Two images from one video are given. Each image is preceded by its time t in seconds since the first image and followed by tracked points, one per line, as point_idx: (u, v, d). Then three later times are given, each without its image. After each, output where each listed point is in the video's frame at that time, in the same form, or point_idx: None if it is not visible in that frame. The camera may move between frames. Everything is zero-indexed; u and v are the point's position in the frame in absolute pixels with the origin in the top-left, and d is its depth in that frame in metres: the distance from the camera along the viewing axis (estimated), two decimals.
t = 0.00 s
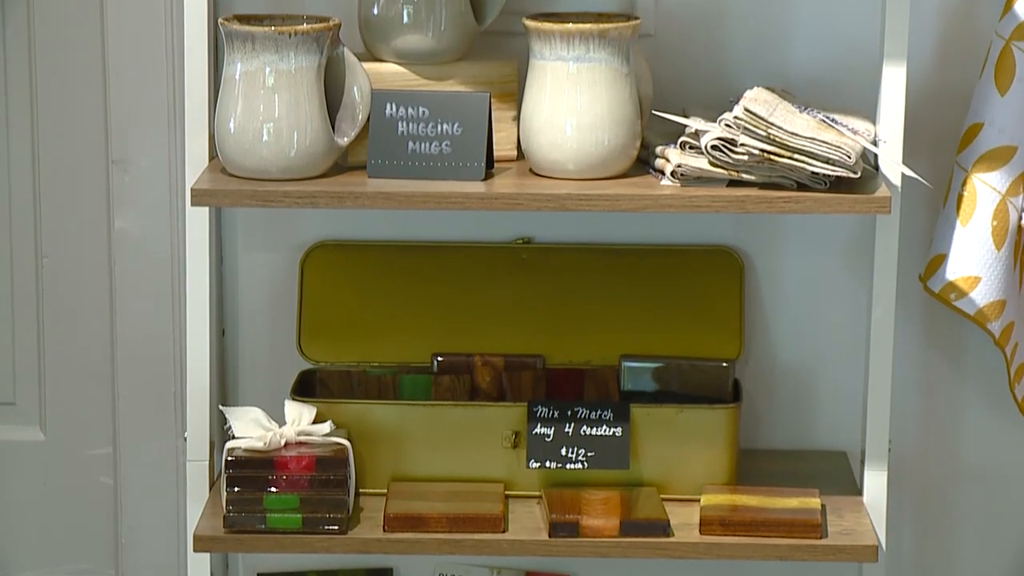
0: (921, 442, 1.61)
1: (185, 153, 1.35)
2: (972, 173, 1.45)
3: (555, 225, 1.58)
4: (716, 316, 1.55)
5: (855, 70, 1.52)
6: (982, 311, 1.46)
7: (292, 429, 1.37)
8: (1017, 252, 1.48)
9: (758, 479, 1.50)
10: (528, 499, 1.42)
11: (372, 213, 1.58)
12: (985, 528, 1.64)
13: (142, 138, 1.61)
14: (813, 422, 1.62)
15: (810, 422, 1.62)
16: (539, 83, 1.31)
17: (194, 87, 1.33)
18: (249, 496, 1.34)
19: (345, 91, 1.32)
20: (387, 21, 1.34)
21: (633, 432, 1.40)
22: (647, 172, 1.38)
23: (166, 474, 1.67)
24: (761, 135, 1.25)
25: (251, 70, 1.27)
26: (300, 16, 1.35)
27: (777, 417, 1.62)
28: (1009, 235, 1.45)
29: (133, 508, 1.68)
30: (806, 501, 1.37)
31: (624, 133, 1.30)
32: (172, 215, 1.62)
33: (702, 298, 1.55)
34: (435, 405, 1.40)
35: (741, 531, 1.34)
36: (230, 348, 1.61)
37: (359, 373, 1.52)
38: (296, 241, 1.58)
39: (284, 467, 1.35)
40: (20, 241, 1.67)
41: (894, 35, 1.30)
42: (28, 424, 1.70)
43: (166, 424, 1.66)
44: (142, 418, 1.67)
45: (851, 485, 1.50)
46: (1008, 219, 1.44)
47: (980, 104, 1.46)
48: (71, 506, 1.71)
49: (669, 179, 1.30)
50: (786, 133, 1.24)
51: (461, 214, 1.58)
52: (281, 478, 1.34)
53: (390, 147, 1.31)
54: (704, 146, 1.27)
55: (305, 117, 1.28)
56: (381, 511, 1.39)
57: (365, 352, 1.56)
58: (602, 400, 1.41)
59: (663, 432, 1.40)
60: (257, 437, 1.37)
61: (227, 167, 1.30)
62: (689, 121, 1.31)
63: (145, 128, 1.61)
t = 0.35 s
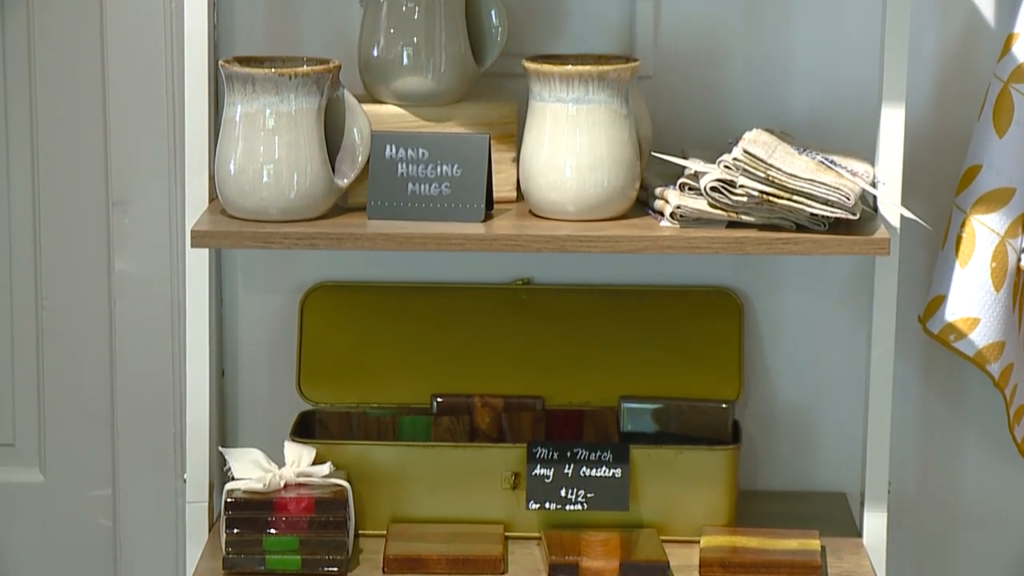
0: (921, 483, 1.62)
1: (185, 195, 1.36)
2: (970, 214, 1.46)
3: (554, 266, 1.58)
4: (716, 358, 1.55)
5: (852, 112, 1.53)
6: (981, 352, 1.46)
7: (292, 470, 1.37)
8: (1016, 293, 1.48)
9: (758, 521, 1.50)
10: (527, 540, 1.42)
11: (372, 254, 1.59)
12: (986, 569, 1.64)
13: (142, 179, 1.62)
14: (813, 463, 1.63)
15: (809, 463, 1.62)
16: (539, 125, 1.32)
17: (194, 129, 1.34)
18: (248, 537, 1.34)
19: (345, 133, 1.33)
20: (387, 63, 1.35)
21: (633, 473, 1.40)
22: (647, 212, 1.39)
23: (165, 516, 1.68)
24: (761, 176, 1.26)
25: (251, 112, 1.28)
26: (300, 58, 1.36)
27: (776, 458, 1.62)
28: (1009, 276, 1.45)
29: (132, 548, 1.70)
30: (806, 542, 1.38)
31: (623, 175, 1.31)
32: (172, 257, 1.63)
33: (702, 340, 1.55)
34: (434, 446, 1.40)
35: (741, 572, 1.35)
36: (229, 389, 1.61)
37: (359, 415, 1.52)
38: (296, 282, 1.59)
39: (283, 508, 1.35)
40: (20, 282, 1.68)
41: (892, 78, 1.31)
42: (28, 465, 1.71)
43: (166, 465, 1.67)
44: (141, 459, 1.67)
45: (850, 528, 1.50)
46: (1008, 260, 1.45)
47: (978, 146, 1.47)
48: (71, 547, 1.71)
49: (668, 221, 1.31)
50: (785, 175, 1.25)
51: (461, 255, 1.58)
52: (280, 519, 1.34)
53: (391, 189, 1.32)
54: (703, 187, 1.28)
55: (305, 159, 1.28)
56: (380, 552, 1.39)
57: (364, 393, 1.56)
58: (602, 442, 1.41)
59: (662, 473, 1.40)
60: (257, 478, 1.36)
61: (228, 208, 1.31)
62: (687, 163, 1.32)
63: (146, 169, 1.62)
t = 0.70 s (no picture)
0: (921, 522, 1.62)
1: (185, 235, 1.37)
2: (969, 254, 1.46)
3: (554, 306, 1.59)
4: (715, 398, 1.56)
5: (850, 153, 1.54)
6: (980, 393, 1.46)
7: (291, 510, 1.36)
8: (1015, 333, 1.48)
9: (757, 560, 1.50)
10: None
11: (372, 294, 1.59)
12: None
13: (142, 219, 1.63)
14: (812, 504, 1.62)
15: (808, 503, 1.62)
16: (538, 165, 1.33)
17: (195, 170, 1.35)
18: None
19: (345, 173, 1.33)
20: (387, 102, 1.36)
21: (633, 512, 1.40)
22: (646, 251, 1.39)
23: (164, 555, 1.69)
24: (759, 217, 1.27)
25: (251, 152, 1.29)
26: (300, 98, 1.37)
27: (776, 499, 1.62)
28: (1007, 316, 1.46)
29: None
30: None
31: (622, 215, 1.32)
32: (172, 297, 1.63)
33: (702, 380, 1.56)
34: (435, 486, 1.40)
35: None
36: (229, 429, 1.61)
37: (359, 454, 1.52)
38: (296, 322, 1.59)
39: (282, 548, 1.34)
40: (20, 321, 1.68)
41: (890, 118, 1.32)
42: (27, 505, 1.72)
43: (165, 506, 1.66)
44: (140, 501, 1.67)
45: (850, 568, 1.49)
46: (1006, 300, 1.45)
47: (976, 186, 1.47)
48: None
49: (667, 260, 1.32)
50: (784, 216, 1.26)
51: (461, 295, 1.59)
52: (279, 559, 1.34)
53: (391, 229, 1.32)
54: (702, 228, 1.29)
55: (305, 199, 1.29)
56: None
57: (363, 434, 1.56)
58: (602, 481, 1.41)
59: (662, 513, 1.40)
60: (256, 518, 1.36)
61: (227, 248, 1.31)
62: (686, 203, 1.33)
63: (145, 209, 1.62)
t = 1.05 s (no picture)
0: (921, 561, 1.62)
1: (185, 275, 1.37)
2: (968, 294, 1.47)
3: (554, 346, 1.59)
4: (715, 438, 1.56)
5: (847, 193, 1.55)
6: (980, 433, 1.46)
7: (290, 550, 1.36)
8: (1014, 372, 1.49)
9: None
10: None
11: (373, 333, 1.59)
12: None
13: (142, 259, 1.63)
14: (813, 543, 1.62)
15: (809, 543, 1.62)
16: (538, 205, 1.33)
17: (196, 210, 1.36)
18: None
19: (345, 213, 1.34)
20: (387, 142, 1.37)
21: (632, 552, 1.40)
22: (645, 291, 1.40)
23: None
24: (759, 257, 1.28)
25: (251, 192, 1.30)
26: (301, 138, 1.38)
27: (776, 538, 1.62)
28: (1006, 355, 1.46)
29: None
30: None
31: (622, 255, 1.32)
32: (172, 336, 1.64)
33: (701, 420, 1.56)
34: (435, 525, 1.39)
35: None
36: (228, 468, 1.61)
37: (359, 495, 1.52)
38: (296, 362, 1.59)
39: None
40: (20, 361, 1.69)
41: (888, 160, 1.34)
42: (27, 546, 1.72)
43: (165, 546, 1.67)
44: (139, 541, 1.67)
45: None
46: (1005, 339, 1.45)
47: (975, 226, 1.48)
48: None
49: (667, 299, 1.33)
50: (784, 255, 1.27)
51: (461, 335, 1.59)
52: None
53: (391, 269, 1.33)
54: (702, 267, 1.29)
55: (305, 239, 1.30)
56: None
57: (362, 474, 1.56)
58: (602, 521, 1.41)
59: (662, 553, 1.40)
60: (256, 558, 1.35)
61: (227, 288, 1.32)
62: (685, 243, 1.34)
63: (145, 249, 1.63)
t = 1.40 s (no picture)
0: None
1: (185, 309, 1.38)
2: (968, 330, 1.47)
3: (555, 382, 1.59)
4: (716, 474, 1.56)
5: (845, 230, 1.56)
6: (981, 469, 1.46)
7: None
8: (1015, 409, 1.49)
9: None
10: None
11: (374, 369, 1.59)
12: None
13: (142, 294, 1.65)
14: None
15: None
16: (538, 242, 1.34)
17: (197, 246, 1.37)
18: None
19: (345, 249, 1.34)
20: (387, 179, 1.38)
21: None
22: (646, 327, 1.40)
23: None
24: (759, 293, 1.28)
25: (251, 229, 1.31)
26: (301, 175, 1.39)
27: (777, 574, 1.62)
28: (1006, 392, 1.46)
29: None
30: None
31: (621, 291, 1.33)
32: (171, 371, 1.66)
33: (701, 456, 1.56)
34: (435, 562, 1.39)
35: None
36: (229, 504, 1.61)
37: (358, 531, 1.51)
38: (296, 398, 1.59)
39: None
40: (19, 398, 1.68)
41: (887, 199, 1.34)
42: None
43: None
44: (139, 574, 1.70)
45: None
46: (1005, 376, 1.46)
47: (975, 262, 1.48)
48: None
49: (667, 336, 1.33)
50: (783, 291, 1.27)
51: (462, 371, 1.59)
52: None
53: (391, 305, 1.33)
54: (702, 303, 1.30)
55: (306, 276, 1.30)
56: None
57: (363, 510, 1.56)
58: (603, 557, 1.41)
59: None
60: None
61: (228, 324, 1.32)
62: (686, 278, 1.34)
63: (146, 284, 1.64)
